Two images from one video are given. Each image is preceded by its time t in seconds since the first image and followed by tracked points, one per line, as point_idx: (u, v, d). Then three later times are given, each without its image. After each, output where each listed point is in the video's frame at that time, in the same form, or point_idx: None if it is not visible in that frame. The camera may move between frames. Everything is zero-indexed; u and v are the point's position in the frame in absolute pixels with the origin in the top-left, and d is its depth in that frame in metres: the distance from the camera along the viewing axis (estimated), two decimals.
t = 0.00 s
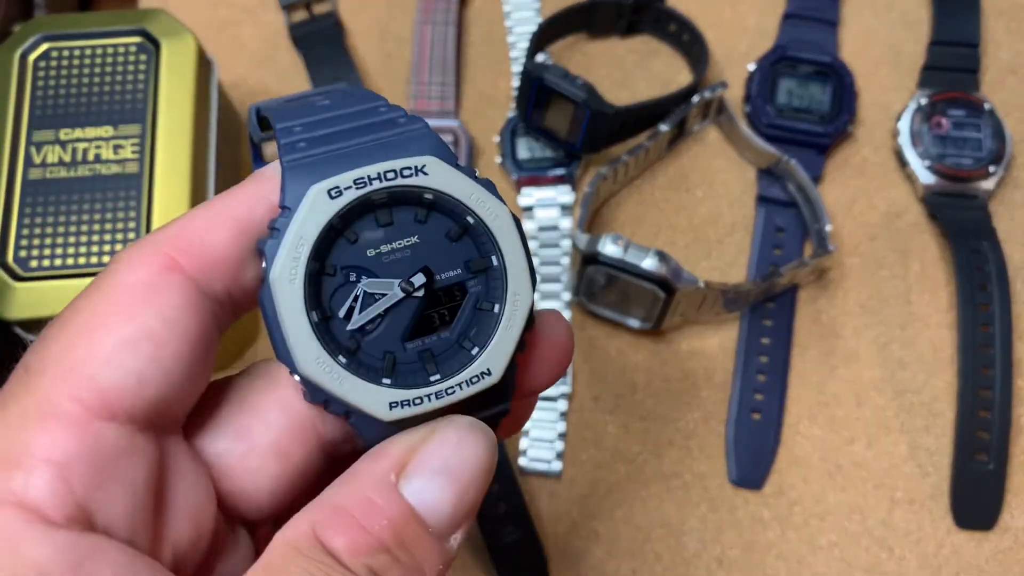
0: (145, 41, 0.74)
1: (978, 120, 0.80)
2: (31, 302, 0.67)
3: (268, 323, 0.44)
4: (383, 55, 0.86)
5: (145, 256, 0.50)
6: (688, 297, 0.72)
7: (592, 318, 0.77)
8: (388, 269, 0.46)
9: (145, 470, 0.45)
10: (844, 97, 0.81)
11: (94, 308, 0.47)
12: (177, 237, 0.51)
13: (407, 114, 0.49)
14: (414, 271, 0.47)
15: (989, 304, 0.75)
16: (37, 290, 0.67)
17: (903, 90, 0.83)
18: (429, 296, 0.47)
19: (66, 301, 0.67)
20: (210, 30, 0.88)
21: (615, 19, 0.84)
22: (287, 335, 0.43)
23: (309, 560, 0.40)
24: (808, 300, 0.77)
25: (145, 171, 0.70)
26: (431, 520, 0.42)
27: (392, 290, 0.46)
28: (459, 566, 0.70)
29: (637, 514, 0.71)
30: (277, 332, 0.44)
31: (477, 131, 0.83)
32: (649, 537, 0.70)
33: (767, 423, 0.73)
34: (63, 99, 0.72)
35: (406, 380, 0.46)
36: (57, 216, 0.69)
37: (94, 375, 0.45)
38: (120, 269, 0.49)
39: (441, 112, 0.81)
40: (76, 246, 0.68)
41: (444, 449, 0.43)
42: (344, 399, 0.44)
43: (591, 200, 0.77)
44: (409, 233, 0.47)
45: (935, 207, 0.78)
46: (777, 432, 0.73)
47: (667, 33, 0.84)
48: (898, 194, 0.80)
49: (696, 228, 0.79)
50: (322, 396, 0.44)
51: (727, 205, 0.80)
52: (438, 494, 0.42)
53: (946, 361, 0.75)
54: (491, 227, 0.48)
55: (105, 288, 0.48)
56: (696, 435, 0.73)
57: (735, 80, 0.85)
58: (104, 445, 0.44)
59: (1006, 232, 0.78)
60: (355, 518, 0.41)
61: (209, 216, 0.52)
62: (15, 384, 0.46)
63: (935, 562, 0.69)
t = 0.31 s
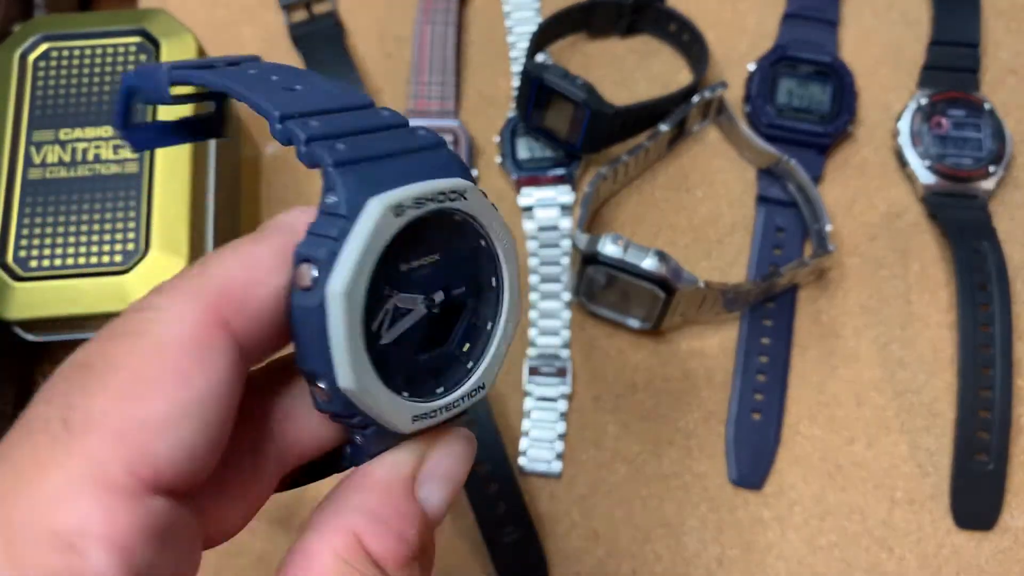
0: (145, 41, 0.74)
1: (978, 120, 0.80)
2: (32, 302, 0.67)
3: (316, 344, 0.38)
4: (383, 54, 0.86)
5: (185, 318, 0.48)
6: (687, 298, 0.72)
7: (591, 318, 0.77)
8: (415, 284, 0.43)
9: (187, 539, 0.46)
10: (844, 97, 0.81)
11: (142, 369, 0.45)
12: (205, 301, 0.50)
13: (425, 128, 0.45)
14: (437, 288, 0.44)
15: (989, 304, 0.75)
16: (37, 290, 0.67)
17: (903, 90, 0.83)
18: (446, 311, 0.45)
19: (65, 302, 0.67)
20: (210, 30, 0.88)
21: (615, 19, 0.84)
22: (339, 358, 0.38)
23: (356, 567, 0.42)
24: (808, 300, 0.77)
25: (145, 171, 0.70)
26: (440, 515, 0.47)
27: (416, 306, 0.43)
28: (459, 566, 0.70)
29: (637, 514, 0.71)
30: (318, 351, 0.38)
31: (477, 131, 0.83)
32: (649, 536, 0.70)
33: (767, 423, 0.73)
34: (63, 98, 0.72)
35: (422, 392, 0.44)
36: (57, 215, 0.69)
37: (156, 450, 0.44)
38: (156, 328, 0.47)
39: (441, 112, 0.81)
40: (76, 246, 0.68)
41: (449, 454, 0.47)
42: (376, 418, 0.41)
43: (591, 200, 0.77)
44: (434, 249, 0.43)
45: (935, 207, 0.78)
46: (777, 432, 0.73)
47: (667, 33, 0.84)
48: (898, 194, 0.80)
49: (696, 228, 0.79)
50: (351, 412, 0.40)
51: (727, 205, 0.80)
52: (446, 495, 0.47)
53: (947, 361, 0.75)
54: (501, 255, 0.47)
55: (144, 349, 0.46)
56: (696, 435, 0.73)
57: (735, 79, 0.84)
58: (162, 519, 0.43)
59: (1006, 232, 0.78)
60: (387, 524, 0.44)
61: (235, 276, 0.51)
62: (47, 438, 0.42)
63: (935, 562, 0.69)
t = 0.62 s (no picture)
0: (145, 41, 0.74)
1: (978, 120, 0.80)
2: (32, 303, 0.67)
3: (422, 351, 0.36)
4: (383, 55, 0.86)
5: (296, 394, 0.40)
6: (687, 298, 0.72)
7: (591, 318, 0.77)
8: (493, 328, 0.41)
9: None
10: (844, 97, 0.81)
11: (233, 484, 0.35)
12: (289, 369, 0.41)
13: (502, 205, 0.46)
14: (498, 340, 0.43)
15: (989, 304, 0.75)
16: (37, 290, 0.67)
17: (903, 90, 0.83)
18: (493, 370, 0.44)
19: (66, 302, 0.66)
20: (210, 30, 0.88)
21: (614, 19, 0.84)
22: (439, 377, 0.36)
23: None
24: (808, 300, 0.77)
25: (145, 171, 0.70)
26: (426, 544, 0.50)
27: (487, 351, 0.41)
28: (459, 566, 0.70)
29: (637, 514, 0.71)
30: (412, 360, 0.36)
31: (477, 131, 0.83)
32: (649, 536, 0.70)
33: (767, 423, 0.73)
34: (63, 99, 0.73)
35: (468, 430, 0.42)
36: (58, 215, 0.69)
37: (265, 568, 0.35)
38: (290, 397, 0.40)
39: (441, 112, 0.81)
40: (77, 246, 0.68)
41: (451, 490, 0.50)
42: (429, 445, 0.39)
43: (591, 201, 0.77)
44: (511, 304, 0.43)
45: (935, 207, 0.78)
46: (777, 432, 0.73)
47: (667, 33, 0.84)
48: (898, 194, 0.80)
49: (696, 228, 0.79)
50: (416, 431, 0.38)
51: (726, 205, 0.80)
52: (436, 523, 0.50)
53: (946, 361, 0.75)
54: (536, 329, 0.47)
55: (234, 443, 0.36)
56: (696, 435, 0.73)
57: (735, 80, 0.85)
58: None
59: (1006, 232, 0.78)
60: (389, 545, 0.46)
61: (362, 342, 0.45)
62: (183, 491, 0.34)
63: (934, 562, 0.69)
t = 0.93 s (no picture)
0: (149, 44, 0.75)
1: (973, 121, 0.81)
2: (37, 302, 0.68)
3: (508, 361, 0.40)
4: (384, 57, 0.87)
5: (378, 487, 0.33)
6: (685, 297, 0.73)
7: (590, 318, 0.78)
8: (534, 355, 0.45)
9: None
10: (840, 98, 0.82)
11: None
12: (368, 454, 0.34)
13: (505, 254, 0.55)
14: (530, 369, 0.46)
15: (983, 304, 0.76)
16: (42, 290, 0.68)
17: (899, 92, 0.84)
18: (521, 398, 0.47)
19: (70, 301, 0.67)
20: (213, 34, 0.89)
21: (613, 22, 0.85)
22: (523, 384, 0.40)
23: None
24: (804, 300, 0.78)
25: (149, 172, 0.71)
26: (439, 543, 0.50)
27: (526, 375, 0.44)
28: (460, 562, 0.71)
29: (635, 511, 0.72)
30: (501, 367, 0.40)
31: (477, 133, 0.84)
32: (647, 533, 0.71)
33: (764, 421, 0.74)
34: (69, 101, 0.74)
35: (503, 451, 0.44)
36: (63, 216, 0.70)
37: None
38: (370, 488, 0.33)
39: (442, 114, 0.82)
40: (82, 246, 0.69)
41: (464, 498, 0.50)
42: (485, 458, 0.41)
43: (590, 201, 0.78)
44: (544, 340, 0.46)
45: (930, 208, 0.79)
46: (773, 431, 0.74)
47: (665, 36, 0.85)
48: (893, 195, 0.81)
49: (694, 229, 0.80)
50: (484, 439, 0.40)
51: (724, 206, 0.81)
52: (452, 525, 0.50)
53: (940, 360, 0.76)
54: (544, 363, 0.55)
55: (321, 550, 0.29)
56: (693, 433, 0.74)
57: (732, 82, 0.85)
58: None
59: (1000, 232, 0.79)
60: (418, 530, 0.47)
61: (427, 420, 0.38)
62: None
63: (930, 559, 0.70)
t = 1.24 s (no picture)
0: (150, 44, 0.75)
1: (972, 122, 0.81)
2: (37, 302, 0.68)
3: (492, 350, 0.37)
4: (385, 57, 0.87)
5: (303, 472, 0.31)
6: (685, 297, 0.73)
7: (591, 318, 0.78)
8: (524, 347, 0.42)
9: None
10: (839, 98, 0.82)
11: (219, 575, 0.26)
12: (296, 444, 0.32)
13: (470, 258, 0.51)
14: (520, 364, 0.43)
15: (982, 304, 0.76)
16: (42, 290, 0.68)
17: (898, 92, 0.84)
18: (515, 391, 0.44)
19: (71, 300, 0.67)
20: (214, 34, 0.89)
21: (613, 23, 0.85)
22: (509, 375, 0.36)
23: None
24: (804, 300, 0.78)
25: (150, 173, 0.71)
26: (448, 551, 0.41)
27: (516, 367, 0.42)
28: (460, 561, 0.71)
29: (635, 511, 0.72)
30: (482, 360, 0.36)
31: (478, 133, 0.84)
32: (647, 532, 0.71)
33: (763, 421, 0.74)
34: (69, 102, 0.74)
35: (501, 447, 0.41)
36: (64, 216, 0.70)
37: None
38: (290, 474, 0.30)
39: (443, 114, 0.82)
40: (82, 247, 0.69)
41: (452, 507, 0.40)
42: (481, 453, 0.38)
43: (590, 201, 0.78)
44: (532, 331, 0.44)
45: (929, 208, 0.79)
46: (773, 431, 0.74)
47: (665, 36, 0.85)
48: (892, 195, 0.81)
49: (693, 229, 0.80)
50: (476, 432, 0.37)
51: (723, 206, 0.81)
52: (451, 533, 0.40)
53: (940, 360, 0.76)
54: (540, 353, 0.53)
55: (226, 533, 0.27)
56: (693, 432, 0.74)
57: (732, 82, 0.86)
58: None
59: (999, 233, 0.79)
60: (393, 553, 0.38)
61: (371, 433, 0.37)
62: None
63: (929, 558, 0.70)
